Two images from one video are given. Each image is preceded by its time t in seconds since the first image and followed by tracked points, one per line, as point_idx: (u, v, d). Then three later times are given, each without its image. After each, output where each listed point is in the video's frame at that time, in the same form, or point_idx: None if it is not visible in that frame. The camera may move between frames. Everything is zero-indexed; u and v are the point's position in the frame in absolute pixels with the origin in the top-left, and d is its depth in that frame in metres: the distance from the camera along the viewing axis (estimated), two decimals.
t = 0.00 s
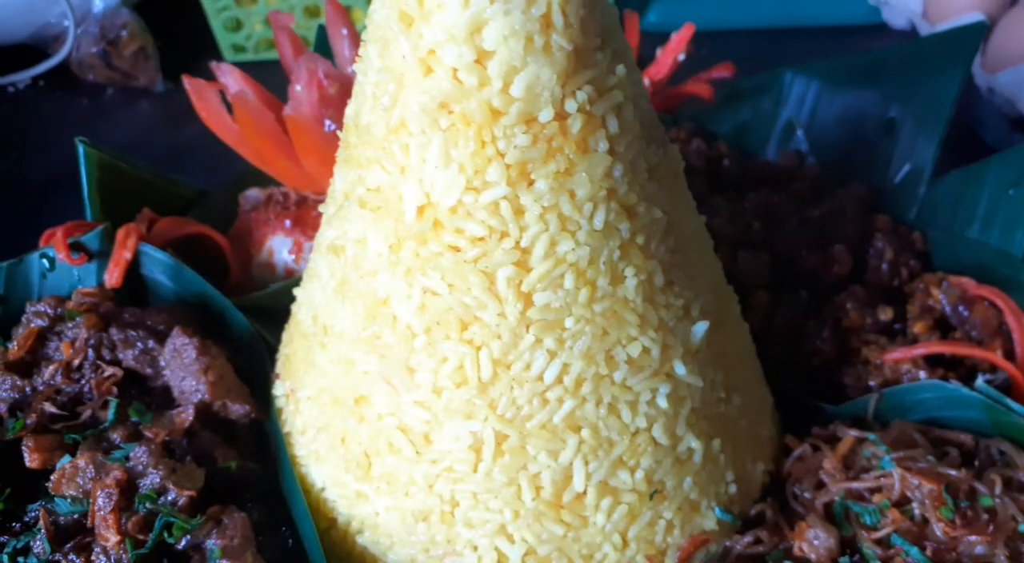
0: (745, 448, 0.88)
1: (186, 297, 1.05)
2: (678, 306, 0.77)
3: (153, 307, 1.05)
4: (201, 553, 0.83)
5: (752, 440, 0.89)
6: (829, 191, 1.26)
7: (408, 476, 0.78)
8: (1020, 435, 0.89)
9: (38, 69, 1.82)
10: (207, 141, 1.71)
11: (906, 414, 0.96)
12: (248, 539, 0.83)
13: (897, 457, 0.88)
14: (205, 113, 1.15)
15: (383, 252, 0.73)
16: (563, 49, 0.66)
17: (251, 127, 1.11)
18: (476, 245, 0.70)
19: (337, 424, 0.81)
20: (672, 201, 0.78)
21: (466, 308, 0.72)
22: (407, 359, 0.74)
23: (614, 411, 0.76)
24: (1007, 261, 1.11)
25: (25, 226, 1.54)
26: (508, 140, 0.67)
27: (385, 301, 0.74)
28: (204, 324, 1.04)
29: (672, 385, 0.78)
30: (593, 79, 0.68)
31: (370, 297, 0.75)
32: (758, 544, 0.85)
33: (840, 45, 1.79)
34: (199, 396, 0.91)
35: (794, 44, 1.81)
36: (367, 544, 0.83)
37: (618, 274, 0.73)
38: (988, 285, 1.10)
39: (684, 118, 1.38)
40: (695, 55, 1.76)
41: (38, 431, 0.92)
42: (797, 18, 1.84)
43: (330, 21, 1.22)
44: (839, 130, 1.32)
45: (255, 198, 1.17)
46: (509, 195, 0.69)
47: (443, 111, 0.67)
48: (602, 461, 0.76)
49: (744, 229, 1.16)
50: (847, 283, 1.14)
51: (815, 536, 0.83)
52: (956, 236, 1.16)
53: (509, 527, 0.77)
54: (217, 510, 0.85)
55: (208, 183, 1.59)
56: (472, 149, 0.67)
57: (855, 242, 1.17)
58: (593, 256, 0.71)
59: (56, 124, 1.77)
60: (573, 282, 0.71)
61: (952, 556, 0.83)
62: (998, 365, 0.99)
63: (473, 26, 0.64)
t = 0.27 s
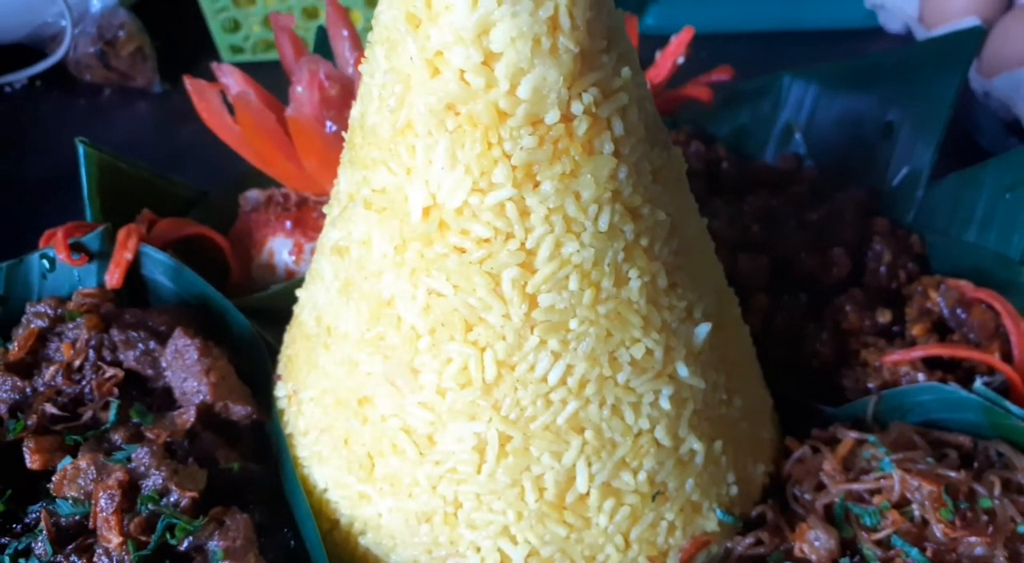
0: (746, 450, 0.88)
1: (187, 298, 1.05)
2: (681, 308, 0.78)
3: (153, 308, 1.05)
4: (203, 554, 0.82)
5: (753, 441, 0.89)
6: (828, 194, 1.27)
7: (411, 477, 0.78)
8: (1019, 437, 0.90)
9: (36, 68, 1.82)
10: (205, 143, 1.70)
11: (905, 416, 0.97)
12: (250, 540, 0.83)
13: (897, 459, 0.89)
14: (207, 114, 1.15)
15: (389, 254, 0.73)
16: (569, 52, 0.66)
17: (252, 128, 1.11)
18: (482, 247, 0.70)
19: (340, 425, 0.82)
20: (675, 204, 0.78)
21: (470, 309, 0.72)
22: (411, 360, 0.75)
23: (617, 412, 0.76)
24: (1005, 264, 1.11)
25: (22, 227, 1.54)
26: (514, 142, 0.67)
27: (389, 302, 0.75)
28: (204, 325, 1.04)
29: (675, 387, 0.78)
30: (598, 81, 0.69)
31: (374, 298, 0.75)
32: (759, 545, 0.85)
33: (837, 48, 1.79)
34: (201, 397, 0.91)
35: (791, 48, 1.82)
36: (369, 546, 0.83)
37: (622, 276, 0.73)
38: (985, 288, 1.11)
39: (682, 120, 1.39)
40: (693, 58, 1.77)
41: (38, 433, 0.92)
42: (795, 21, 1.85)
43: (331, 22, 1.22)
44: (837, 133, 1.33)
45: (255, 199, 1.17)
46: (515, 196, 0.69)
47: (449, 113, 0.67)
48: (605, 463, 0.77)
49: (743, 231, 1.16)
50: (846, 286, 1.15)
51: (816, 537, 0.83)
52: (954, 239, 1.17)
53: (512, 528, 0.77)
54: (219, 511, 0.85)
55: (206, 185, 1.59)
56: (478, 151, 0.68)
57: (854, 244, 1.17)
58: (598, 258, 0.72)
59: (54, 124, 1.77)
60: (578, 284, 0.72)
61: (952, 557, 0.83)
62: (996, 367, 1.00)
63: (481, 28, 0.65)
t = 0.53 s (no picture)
0: (746, 450, 0.88)
1: (188, 299, 1.05)
2: (683, 309, 0.78)
3: (154, 308, 1.05)
4: (205, 555, 0.83)
5: (753, 441, 0.90)
6: (827, 194, 1.27)
7: (413, 478, 0.78)
8: (1018, 437, 0.90)
9: (35, 69, 1.82)
10: (204, 143, 1.71)
11: (904, 416, 0.97)
12: (252, 541, 0.83)
13: (897, 459, 0.89)
14: (207, 115, 1.15)
15: (392, 255, 0.73)
16: (572, 54, 0.66)
17: (252, 129, 1.11)
18: (485, 248, 0.71)
19: (343, 426, 0.82)
20: (677, 205, 0.79)
21: (473, 310, 0.72)
22: (414, 362, 0.75)
23: (619, 413, 0.76)
24: (1004, 265, 1.12)
25: (20, 228, 1.54)
26: (517, 144, 0.68)
27: (392, 303, 0.75)
28: (205, 326, 1.04)
29: (676, 388, 0.78)
30: (601, 83, 0.69)
31: (377, 299, 0.76)
32: (759, 545, 0.86)
33: (835, 50, 1.80)
34: (202, 398, 0.91)
35: (790, 48, 1.82)
36: (371, 546, 0.83)
37: (624, 277, 0.74)
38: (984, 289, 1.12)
39: (681, 121, 1.39)
40: (692, 59, 1.77)
41: (40, 434, 0.92)
42: (793, 22, 1.85)
43: (332, 23, 1.22)
44: (835, 134, 1.33)
45: (257, 200, 1.17)
46: (518, 198, 0.69)
47: (453, 115, 0.68)
48: (607, 463, 0.77)
49: (743, 232, 1.16)
50: (845, 287, 1.15)
51: (816, 537, 0.84)
52: (953, 239, 1.18)
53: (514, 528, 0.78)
54: (222, 512, 0.85)
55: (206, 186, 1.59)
56: (481, 153, 0.68)
57: (853, 245, 1.18)
58: (600, 259, 0.72)
59: (52, 125, 1.77)
60: (580, 285, 0.72)
61: (951, 556, 0.84)
62: (994, 367, 1.01)
63: (485, 30, 0.65)
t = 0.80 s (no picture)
0: (745, 458, 0.89)
1: (188, 310, 1.05)
2: (681, 320, 0.79)
3: (155, 319, 1.06)
4: None
5: (752, 449, 0.91)
6: (822, 202, 1.29)
7: (415, 489, 0.79)
8: (1012, 444, 0.91)
9: (31, 78, 1.81)
10: (202, 153, 1.71)
11: (900, 423, 0.98)
12: (255, 553, 0.83)
13: (893, 466, 0.90)
14: (207, 125, 1.16)
15: (394, 268, 0.74)
16: (573, 69, 0.67)
17: (253, 140, 1.12)
18: (487, 261, 0.71)
19: (345, 437, 0.82)
20: (675, 217, 0.80)
21: (475, 322, 0.73)
22: (416, 373, 0.76)
23: (619, 424, 0.77)
24: (998, 273, 1.13)
25: (17, 237, 1.54)
26: (519, 158, 0.69)
27: (395, 315, 0.76)
28: (206, 336, 1.04)
29: (676, 398, 0.79)
30: (601, 98, 0.70)
31: (379, 311, 0.76)
32: (758, 554, 0.86)
33: (829, 58, 1.82)
34: (204, 409, 0.91)
35: (784, 56, 1.84)
36: (373, 557, 0.84)
37: (624, 289, 0.75)
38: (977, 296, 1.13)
39: (677, 130, 1.40)
40: (686, 67, 1.78)
41: (42, 446, 0.93)
42: (787, 29, 1.87)
43: (331, 34, 1.23)
44: (829, 143, 1.34)
45: (257, 211, 1.17)
46: (519, 211, 0.70)
47: (455, 129, 0.68)
48: (607, 473, 0.78)
49: (739, 241, 1.17)
50: (841, 295, 1.16)
51: (814, 545, 0.84)
52: (947, 248, 1.19)
53: (516, 538, 0.78)
54: (224, 523, 0.86)
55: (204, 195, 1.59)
56: (483, 167, 0.69)
57: (848, 253, 1.19)
58: (600, 271, 0.73)
59: (49, 134, 1.77)
60: (581, 297, 0.73)
61: None
62: (989, 375, 1.01)
63: (487, 46, 0.66)
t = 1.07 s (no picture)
0: (744, 463, 0.90)
1: (189, 317, 1.06)
2: (681, 327, 0.80)
3: (156, 327, 1.06)
4: None
5: (750, 455, 0.91)
6: (818, 208, 1.29)
7: (417, 495, 0.79)
8: (1008, 448, 0.92)
9: (28, 85, 1.80)
10: (201, 159, 1.72)
11: (897, 428, 0.99)
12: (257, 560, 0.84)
13: (890, 471, 0.91)
14: (208, 134, 1.16)
15: (396, 277, 0.75)
16: (573, 80, 0.68)
17: (253, 148, 1.12)
18: (488, 269, 0.72)
19: (346, 444, 0.83)
20: (674, 225, 0.80)
21: (476, 331, 0.74)
22: (418, 381, 0.76)
23: (619, 430, 0.78)
24: (994, 278, 1.13)
25: (16, 244, 1.54)
26: (519, 167, 0.69)
27: (396, 323, 0.76)
28: (207, 343, 1.05)
29: (675, 404, 0.80)
30: (601, 108, 0.70)
31: (381, 320, 0.77)
32: (757, 559, 0.86)
33: (825, 63, 1.83)
34: (206, 417, 0.92)
35: (780, 61, 1.85)
36: None
37: (624, 296, 0.75)
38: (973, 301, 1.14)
39: (675, 136, 1.41)
40: (683, 73, 1.79)
41: (45, 454, 0.93)
42: (781, 35, 1.88)
43: (330, 41, 1.23)
44: (826, 149, 1.35)
45: (257, 218, 1.17)
46: (520, 220, 0.71)
47: (457, 139, 0.69)
48: (608, 480, 0.78)
49: (737, 246, 1.18)
50: (838, 300, 1.17)
51: (813, 550, 0.85)
52: (943, 254, 1.19)
53: (517, 544, 0.79)
54: (227, 530, 0.86)
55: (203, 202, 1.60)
56: (484, 177, 0.69)
57: (845, 259, 1.20)
58: (600, 279, 0.74)
59: (47, 141, 1.77)
60: (581, 305, 0.73)
61: None
62: (985, 380, 1.02)
63: (488, 58, 0.66)
